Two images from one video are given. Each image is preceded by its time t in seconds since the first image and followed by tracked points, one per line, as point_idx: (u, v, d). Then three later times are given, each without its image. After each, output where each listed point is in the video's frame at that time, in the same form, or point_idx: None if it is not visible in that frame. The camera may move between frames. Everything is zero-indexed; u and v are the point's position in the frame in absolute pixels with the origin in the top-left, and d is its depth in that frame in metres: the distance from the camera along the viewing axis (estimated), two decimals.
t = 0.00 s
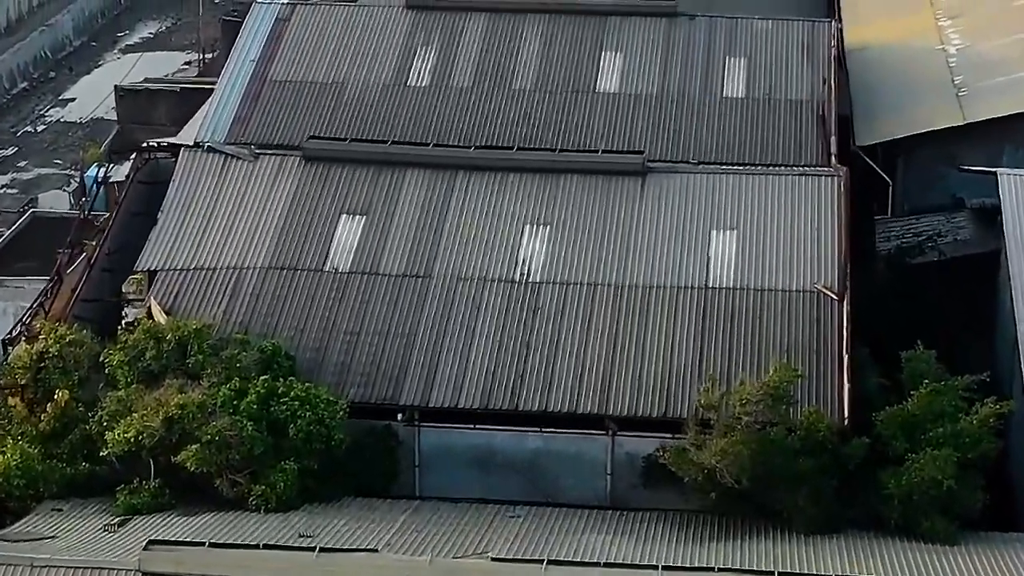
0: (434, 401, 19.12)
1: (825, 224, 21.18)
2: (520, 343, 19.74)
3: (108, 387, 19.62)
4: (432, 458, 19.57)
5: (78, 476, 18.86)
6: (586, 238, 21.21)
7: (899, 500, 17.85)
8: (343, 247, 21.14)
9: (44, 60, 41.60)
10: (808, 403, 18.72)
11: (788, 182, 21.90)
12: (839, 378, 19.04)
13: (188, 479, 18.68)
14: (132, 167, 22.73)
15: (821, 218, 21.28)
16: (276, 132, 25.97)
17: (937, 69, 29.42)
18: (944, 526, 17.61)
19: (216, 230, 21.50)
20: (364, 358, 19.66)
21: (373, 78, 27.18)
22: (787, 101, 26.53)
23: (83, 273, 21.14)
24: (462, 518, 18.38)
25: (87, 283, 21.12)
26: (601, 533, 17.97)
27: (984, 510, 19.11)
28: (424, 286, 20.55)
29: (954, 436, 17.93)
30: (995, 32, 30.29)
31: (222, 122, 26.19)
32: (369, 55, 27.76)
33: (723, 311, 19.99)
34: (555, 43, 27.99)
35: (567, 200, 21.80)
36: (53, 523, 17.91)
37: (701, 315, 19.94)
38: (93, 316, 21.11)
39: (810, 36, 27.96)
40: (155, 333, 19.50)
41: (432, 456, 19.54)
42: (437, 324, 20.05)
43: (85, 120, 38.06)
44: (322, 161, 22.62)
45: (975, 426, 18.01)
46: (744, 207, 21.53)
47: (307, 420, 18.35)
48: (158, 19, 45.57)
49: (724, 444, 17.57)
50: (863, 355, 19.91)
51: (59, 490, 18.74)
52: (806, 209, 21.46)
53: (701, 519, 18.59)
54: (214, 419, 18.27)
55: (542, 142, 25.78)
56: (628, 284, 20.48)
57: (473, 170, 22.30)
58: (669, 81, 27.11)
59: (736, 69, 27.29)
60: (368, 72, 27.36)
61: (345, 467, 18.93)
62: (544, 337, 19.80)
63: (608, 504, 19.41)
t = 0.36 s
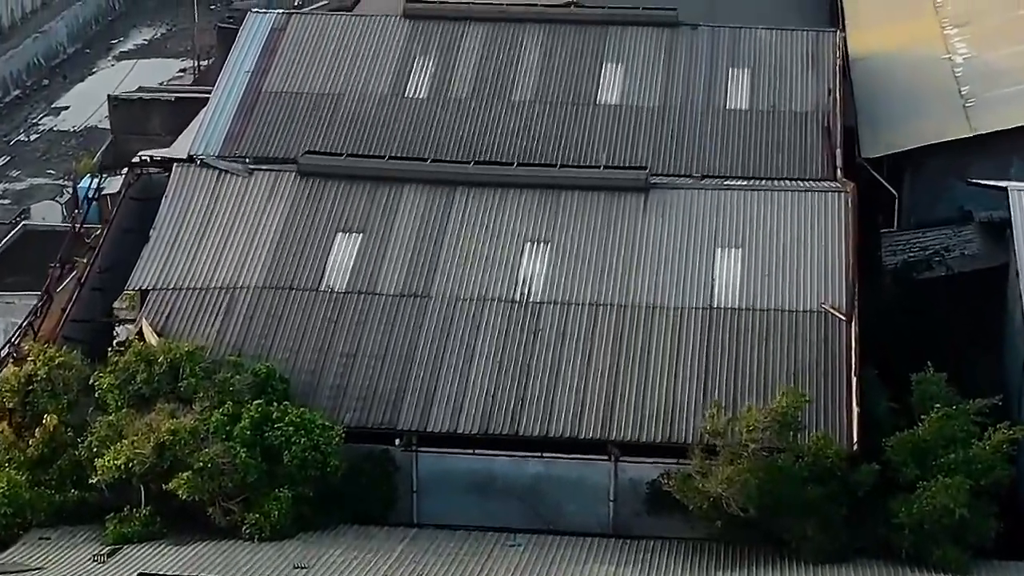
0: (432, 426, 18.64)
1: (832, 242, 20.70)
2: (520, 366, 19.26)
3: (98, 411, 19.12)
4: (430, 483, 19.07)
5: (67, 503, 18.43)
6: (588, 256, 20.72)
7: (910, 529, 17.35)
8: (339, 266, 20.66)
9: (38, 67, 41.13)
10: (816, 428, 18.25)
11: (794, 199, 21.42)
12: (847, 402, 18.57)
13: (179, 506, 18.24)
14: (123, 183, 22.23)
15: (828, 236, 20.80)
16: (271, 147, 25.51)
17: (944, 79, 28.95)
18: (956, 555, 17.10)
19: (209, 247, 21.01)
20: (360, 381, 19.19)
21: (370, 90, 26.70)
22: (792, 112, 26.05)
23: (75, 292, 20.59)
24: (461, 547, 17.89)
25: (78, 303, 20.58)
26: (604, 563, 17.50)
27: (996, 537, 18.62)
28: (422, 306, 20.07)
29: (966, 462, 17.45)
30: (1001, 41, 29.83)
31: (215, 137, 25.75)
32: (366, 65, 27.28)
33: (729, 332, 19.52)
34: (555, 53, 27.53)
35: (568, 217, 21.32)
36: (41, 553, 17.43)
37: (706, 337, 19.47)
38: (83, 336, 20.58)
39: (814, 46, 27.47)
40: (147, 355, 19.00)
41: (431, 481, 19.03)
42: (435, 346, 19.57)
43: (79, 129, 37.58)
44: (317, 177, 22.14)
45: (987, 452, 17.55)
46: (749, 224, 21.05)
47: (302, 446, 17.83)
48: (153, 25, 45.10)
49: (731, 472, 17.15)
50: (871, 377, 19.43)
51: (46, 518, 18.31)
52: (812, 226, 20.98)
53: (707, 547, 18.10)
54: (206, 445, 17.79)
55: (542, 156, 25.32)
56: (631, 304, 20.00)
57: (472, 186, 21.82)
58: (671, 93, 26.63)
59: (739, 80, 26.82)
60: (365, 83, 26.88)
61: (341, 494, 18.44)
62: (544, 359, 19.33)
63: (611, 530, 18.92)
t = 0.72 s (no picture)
0: (429, 454, 18.11)
1: (840, 262, 20.18)
2: (520, 391, 18.73)
3: (86, 439, 18.60)
4: (427, 514, 18.53)
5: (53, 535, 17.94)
6: (589, 277, 20.20)
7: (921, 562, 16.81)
8: (334, 287, 20.14)
9: (30, 75, 40.60)
10: (825, 458, 17.73)
11: (799, 218, 20.90)
12: (856, 430, 18.06)
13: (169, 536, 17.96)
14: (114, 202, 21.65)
15: (835, 256, 20.28)
16: (265, 162, 24.99)
17: (950, 92, 28.43)
18: None
19: (199, 268, 20.49)
20: (356, 408, 18.66)
21: (366, 104, 26.19)
22: (796, 126, 25.54)
23: (62, 313, 20.01)
24: None
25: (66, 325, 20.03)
26: None
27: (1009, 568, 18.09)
28: (419, 329, 19.54)
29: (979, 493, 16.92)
30: (1009, 52, 29.32)
31: (208, 152, 25.22)
32: (361, 79, 26.76)
33: (734, 357, 19.00)
34: (555, 64, 27.00)
35: (569, 236, 20.79)
36: None
37: (710, 362, 18.95)
38: (70, 360, 20.03)
39: (819, 57, 26.94)
40: (136, 380, 18.39)
41: (428, 512, 18.49)
42: (432, 371, 19.05)
43: (70, 138, 37.04)
44: (311, 195, 21.60)
45: (1001, 482, 17.02)
46: (754, 244, 20.54)
47: (296, 476, 17.28)
48: (147, 32, 44.59)
49: (738, 504, 16.56)
50: (881, 403, 18.91)
51: (32, 551, 17.92)
52: (819, 246, 20.47)
53: None
54: (197, 474, 17.15)
55: (542, 171, 24.81)
56: (633, 326, 19.48)
57: (470, 204, 21.30)
58: (674, 106, 26.11)
59: (743, 93, 26.29)
60: (361, 96, 26.36)
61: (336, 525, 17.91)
62: (545, 384, 18.81)
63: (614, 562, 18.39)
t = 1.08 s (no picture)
0: (426, 483, 17.57)
1: (847, 283, 19.68)
2: (519, 417, 18.21)
3: (72, 466, 18.06)
4: (423, 545, 18.07)
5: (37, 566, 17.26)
6: (589, 298, 19.68)
7: None
8: (327, 308, 19.61)
9: (20, 83, 40.05)
10: (833, 487, 17.20)
11: (804, 237, 20.40)
12: (865, 458, 17.56)
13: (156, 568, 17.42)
14: (102, 220, 21.08)
15: (842, 276, 19.78)
16: (257, 176, 24.44)
17: (955, 103, 27.93)
18: None
19: (189, 288, 19.97)
20: (350, 434, 18.13)
21: (360, 117, 25.66)
22: (800, 140, 25.03)
23: (48, 336, 19.49)
24: None
25: (52, 348, 19.50)
26: None
27: None
28: (415, 352, 19.03)
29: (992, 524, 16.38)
30: (1015, 62, 28.85)
31: (199, 165, 24.67)
32: (355, 91, 26.24)
33: (739, 381, 18.48)
34: (554, 75, 26.49)
35: (568, 254, 20.28)
36: None
37: (714, 386, 18.44)
38: (56, 385, 19.54)
39: (823, 68, 26.44)
40: (123, 407, 17.91)
41: (425, 543, 18.03)
42: (429, 395, 18.52)
43: (61, 148, 36.50)
44: (304, 213, 21.08)
45: (1014, 511, 16.48)
46: (758, 263, 20.03)
47: (287, 506, 16.78)
48: (139, 39, 44.08)
49: (744, 537, 15.96)
50: (889, 428, 18.39)
51: None
52: (825, 265, 19.96)
53: None
54: (186, 506, 16.60)
55: (542, 184, 24.28)
56: (635, 349, 18.96)
57: (467, 222, 20.78)
58: (675, 118, 25.59)
59: (746, 105, 25.78)
60: (356, 108, 25.85)
61: (329, 556, 17.37)
62: (545, 408, 18.30)
63: None
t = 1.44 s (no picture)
0: (422, 513, 17.04)
1: (854, 305, 19.16)
2: (518, 444, 17.68)
3: (57, 496, 17.50)
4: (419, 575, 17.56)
5: None
6: (589, 321, 19.15)
7: None
8: (321, 331, 19.09)
9: (11, 92, 39.52)
10: (841, 518, 16.66)
11: (810, 258, 19.89)
12: (874, 488, 17.03)
13: None
14: (89, 239, 20.59)
15: (849, 298, 19.27)
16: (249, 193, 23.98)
17: (961, 116, 27.44)
18: None
19: (178, 310, 19.44)
20: (344, 462, 17.59)
21: (355, 131, 25.16)
22: (804, 154, 24.51)
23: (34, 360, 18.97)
24: None
25: (37, 373, 18.97)
26: None
27: None
28: (411, 376, 18.50)
29: (1005, 556, 15.80)
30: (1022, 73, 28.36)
31: (190, 181, 24.21)
32: (350, 103, 25.74)
33: (743, 408, 17.96)
34: (552, 87, 25.95)
35: (567, 275, 19.76)
36: None
37: (719, 412, 17.92)
38: (41, 410, 19.00)
39: (827, 81, 25.94)
40: (110, 435, 17.37)
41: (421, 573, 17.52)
42: (425, 422, 17.99)
43: (52, 158, 35.97)
44: (296, 232, 20.55)
45: None
46: (763, 285, 19.52)
47: (278, 539, 16.23)
48: (132, 45, 43.56)
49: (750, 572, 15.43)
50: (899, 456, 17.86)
51: None
52: (831, 286, 19.45)
53: None
54: (173, 539, 16.04)
55: (540, 201, 23.76)
56: (637, 373, 18.44)
57: (464, 242, 20.26)
58: (676, 131, 25.06)
59: (748, 117, 25.26)
60: (350, 122, 25.34)
61: None
62: (545, 436, 17.76)
63: None
